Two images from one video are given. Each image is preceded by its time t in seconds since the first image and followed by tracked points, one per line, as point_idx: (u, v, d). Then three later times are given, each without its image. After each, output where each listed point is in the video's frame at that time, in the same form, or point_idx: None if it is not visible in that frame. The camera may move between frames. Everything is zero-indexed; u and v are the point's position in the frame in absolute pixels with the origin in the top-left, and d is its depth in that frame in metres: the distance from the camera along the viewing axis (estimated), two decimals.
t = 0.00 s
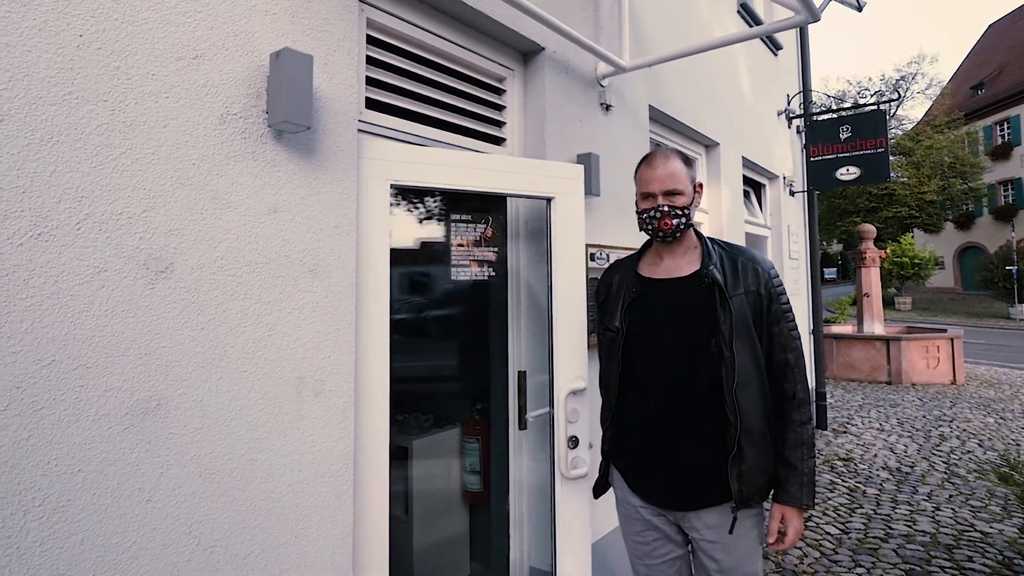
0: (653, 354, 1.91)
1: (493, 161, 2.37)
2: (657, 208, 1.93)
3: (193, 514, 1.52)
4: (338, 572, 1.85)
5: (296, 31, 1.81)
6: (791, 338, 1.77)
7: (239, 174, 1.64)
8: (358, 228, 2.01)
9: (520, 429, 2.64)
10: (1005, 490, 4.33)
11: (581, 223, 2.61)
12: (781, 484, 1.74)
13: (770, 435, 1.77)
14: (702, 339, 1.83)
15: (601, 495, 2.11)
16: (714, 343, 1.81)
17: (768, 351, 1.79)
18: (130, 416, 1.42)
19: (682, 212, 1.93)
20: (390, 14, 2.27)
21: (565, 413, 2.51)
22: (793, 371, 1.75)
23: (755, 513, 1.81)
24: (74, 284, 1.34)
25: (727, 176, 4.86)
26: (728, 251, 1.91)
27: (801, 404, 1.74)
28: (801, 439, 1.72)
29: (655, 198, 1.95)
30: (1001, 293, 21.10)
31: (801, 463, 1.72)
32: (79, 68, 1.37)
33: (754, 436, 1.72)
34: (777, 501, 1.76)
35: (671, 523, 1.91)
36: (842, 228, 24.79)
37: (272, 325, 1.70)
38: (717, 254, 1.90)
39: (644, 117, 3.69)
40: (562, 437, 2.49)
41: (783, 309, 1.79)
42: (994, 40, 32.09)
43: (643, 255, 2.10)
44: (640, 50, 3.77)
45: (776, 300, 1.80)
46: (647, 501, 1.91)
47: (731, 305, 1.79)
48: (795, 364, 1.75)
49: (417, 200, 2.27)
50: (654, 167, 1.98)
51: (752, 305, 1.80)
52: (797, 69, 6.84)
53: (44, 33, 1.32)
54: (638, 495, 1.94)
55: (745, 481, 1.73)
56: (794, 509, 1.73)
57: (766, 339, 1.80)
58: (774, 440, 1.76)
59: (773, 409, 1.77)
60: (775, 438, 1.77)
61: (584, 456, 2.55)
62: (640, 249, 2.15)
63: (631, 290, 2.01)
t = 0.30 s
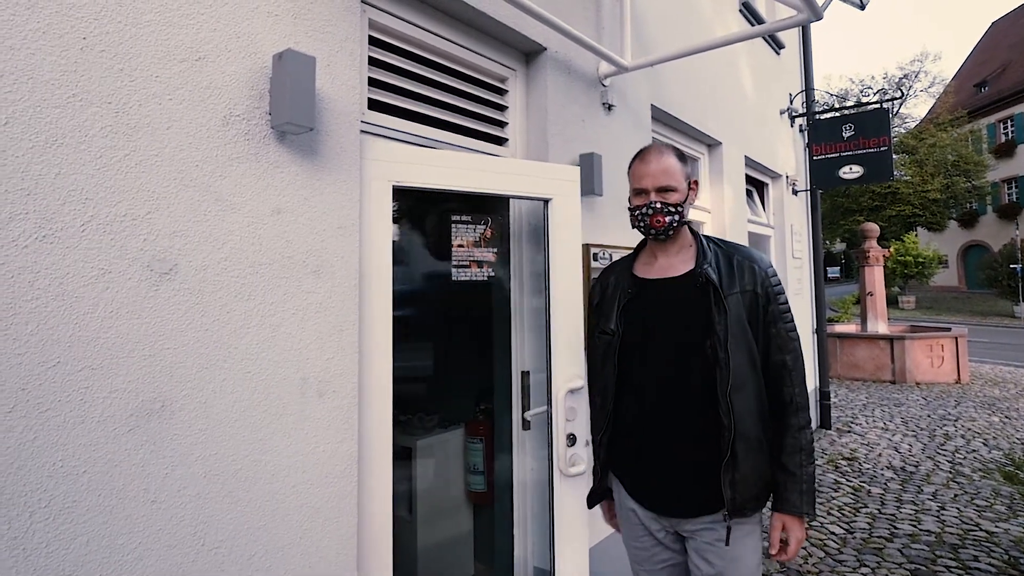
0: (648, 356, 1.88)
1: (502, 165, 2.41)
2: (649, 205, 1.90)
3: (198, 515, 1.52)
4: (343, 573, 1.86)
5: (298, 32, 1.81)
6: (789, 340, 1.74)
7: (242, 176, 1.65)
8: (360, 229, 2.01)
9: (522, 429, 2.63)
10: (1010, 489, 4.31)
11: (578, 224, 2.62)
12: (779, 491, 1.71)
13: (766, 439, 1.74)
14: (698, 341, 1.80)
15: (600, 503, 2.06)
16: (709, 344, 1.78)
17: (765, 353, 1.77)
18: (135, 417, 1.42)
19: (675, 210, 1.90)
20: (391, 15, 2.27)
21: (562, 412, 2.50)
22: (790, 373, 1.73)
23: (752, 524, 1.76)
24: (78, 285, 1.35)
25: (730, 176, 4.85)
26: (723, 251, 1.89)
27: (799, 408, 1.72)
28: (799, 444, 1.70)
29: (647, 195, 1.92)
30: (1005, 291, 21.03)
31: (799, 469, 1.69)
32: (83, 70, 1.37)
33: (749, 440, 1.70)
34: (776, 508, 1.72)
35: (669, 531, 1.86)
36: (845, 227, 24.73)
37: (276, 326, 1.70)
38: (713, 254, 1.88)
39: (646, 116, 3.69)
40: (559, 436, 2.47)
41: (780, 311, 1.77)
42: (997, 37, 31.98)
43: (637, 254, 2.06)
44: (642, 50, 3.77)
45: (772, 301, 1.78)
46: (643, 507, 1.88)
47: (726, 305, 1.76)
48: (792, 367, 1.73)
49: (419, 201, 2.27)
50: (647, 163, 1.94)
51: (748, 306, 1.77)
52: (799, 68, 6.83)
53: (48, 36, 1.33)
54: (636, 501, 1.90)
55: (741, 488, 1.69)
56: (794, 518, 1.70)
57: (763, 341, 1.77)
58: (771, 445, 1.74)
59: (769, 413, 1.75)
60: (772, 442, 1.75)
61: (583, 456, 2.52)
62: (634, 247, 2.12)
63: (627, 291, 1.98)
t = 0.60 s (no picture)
0: (642, 363, 1.71)
1: (507, 169, 2.45)
2: (643, 204, 1.75)
3: (205, 516, 1.53)
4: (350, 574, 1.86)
5: (303, 35, 1.81)
6: (789, 343, 1.58)
7: (248, 178, 1.65)
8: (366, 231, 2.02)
9: (528, 430, 2.63)
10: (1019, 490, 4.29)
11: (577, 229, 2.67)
12: (780, 502, 1.55)
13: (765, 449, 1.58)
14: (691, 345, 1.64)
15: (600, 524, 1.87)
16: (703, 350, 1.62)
17: (764, 358, 1.60)
18: (143, 419, 1.43)
19: (671, 210, 1.74)
20: (395, 17, 2.27)
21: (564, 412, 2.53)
22: (790, 380, 1.56)
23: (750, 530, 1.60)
24: (86, 288, 1.36)
25: (734, 176, 4.84)
26: (719, 249, 1.72)
27: (801, 416, 1.55)
28: (800, 453, 1.53)
29: (641, 193, 1.76)
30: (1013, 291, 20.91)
31: (800, 478, 1.52)
32: (90, 74, 1.38)
33: (744, 450, 1.54)
34: (777, 521, 1.56)
35: (669, 542, 1.69)
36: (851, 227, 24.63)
37: (282, 327, 1.71)
38: (708, 254, 1.71)
39: (650, 117, 3.68)
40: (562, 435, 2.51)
41: (779, 312, 1.60)
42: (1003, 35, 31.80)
43: (632, 256, 1.90)
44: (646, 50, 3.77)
45: (772, 301, 1.61)
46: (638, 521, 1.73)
47: (720, 308, 1.60)
48: (792, 373, 1.56)
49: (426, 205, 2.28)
50: (642, 159, 1.78)
51: (745, 308, 1.60)
52: (804, 67, 6.81)
53: (56, 40, 1.33)
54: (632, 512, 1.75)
55: (735, 503, 1.54)
56: (797, 531, 1.53)
57: (761, 345, 1.61)
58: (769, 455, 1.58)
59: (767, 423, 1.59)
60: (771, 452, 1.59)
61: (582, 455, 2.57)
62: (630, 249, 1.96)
63: (623, 293, 1.81)
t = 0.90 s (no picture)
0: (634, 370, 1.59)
1: (510, 170, 2.53)
2: (638, 204, 1.64)
3: (211, 515, 1.54)
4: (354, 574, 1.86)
5: (309, 36, 1.82)
6: (790, 351, 1.48)
7: (255, 179, 1.66)
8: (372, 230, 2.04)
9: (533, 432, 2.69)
10: None
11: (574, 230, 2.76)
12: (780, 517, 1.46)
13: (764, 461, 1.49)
14: (685, 351, 1.53)
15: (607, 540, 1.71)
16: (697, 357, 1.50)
17: (762, 366, 1.50)
18: (149, 418, 1.44)
19: (667, 211, 1.64)
20: (399, 17, 2.27)
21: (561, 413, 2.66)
22: (791, 390, 1.47)
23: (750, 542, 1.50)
24: (94, 287, 1.36)
25: (740, 176, 4.82)
26: (717, 252, 1.62)
27: (801, 427, 1.46)
28: (802, 466, 1.44)
29: (636, 193, 1.66)
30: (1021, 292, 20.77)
31: (802, 492, 1.43)
32: (98, 74, 1.39)
33: (738, 463, 1.44)
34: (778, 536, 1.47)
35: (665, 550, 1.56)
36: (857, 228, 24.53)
37: (288, 327, 1.72)
38: (704, 257, 1.61)
39: (656, 117, 3.67)
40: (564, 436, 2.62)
41: (779, 318, 1.50)
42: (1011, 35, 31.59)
43: (626, 258, 1.79)
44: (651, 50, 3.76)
45: (771, 306, 1.51)
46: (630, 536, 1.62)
47: (716, 313, 1.50)
48: (792, 382, 1.47)
49: (431, 207, 2.31)
50: (639, 157, 1.67)
51: (742, 314, 1.50)
52: (810, 67, 6.78)
53: (65, 41, 1.34)
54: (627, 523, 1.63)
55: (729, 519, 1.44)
56: (799, 549, 1.43)
57: (759, 352, 1.51)
58: (768, 467, 1.49)
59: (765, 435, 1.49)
60: (769, 464, 1.49)
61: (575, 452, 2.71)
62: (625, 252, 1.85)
63: (618, 296, 1.68)
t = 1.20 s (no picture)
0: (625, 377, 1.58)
1: (512, 172, 2.56)
2: (629, 203, 1.63)
3: (218, 514, 1.54)
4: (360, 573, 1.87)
5: (315, 36, 1.83)
6: (787, 362, 1.45)
7: (261, 179, 1.67)
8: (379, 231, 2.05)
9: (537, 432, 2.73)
10: None
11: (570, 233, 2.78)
12: (780, 536, 1.44)
13: (759, 475, 1.47)
14: (677, 362, 1.51)
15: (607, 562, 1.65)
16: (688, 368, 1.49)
17: (758, 376, 1.47)
18: (157, 417, 1.44)
19: (660, 210, 1.62)
20: (405, 17, 2.28)
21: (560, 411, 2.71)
22: (788, 402, 1.44)
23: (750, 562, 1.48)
24: (101, 287, 1.37)
25: (746, 177, 4.81)
26: (712, 257, 1.59)
27: (800, 441, 1.43)
28: (802, 484, 1.41)
29: (629, 192, 1.64)
30: None
31: (803, 512, 1.41)
32: (107, 75, 1.40)
33: (731, 478, 1.43)
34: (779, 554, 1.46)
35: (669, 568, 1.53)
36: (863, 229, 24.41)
37: (295, 327, 1.72)
38: (698, 263, 1.59)
39: (662, 117, 3.67)
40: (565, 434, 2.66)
41: (776, 327, 1.47)
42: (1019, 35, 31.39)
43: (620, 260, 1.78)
44: (656, 50, 3.75)
45: (767, 314, 1.47)
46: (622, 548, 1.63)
47: (708, 323, 1.48)
48: (790, 396, 1.44)
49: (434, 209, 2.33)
50: (633, 155, 1.65)
51: (736, 323, 1.48)
52: (816, 67, 6.76)
53: (74, 42, 1.35)
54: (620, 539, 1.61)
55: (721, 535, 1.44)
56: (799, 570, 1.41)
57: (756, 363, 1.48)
58: (765, 482, 1.48)
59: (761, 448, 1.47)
60: (766, 478, 1.47)
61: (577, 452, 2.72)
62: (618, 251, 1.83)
63: (610, 300, 1.67)
